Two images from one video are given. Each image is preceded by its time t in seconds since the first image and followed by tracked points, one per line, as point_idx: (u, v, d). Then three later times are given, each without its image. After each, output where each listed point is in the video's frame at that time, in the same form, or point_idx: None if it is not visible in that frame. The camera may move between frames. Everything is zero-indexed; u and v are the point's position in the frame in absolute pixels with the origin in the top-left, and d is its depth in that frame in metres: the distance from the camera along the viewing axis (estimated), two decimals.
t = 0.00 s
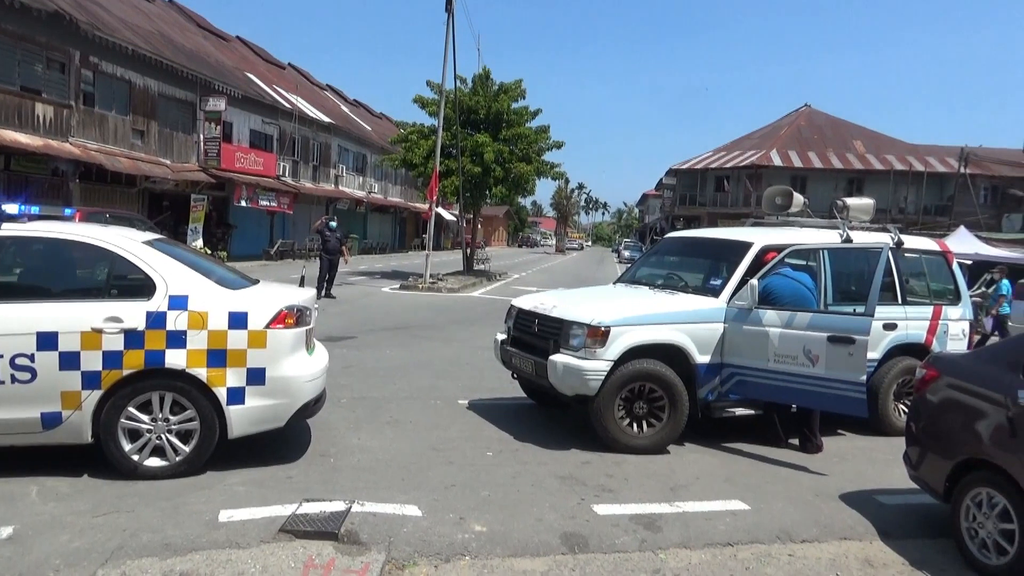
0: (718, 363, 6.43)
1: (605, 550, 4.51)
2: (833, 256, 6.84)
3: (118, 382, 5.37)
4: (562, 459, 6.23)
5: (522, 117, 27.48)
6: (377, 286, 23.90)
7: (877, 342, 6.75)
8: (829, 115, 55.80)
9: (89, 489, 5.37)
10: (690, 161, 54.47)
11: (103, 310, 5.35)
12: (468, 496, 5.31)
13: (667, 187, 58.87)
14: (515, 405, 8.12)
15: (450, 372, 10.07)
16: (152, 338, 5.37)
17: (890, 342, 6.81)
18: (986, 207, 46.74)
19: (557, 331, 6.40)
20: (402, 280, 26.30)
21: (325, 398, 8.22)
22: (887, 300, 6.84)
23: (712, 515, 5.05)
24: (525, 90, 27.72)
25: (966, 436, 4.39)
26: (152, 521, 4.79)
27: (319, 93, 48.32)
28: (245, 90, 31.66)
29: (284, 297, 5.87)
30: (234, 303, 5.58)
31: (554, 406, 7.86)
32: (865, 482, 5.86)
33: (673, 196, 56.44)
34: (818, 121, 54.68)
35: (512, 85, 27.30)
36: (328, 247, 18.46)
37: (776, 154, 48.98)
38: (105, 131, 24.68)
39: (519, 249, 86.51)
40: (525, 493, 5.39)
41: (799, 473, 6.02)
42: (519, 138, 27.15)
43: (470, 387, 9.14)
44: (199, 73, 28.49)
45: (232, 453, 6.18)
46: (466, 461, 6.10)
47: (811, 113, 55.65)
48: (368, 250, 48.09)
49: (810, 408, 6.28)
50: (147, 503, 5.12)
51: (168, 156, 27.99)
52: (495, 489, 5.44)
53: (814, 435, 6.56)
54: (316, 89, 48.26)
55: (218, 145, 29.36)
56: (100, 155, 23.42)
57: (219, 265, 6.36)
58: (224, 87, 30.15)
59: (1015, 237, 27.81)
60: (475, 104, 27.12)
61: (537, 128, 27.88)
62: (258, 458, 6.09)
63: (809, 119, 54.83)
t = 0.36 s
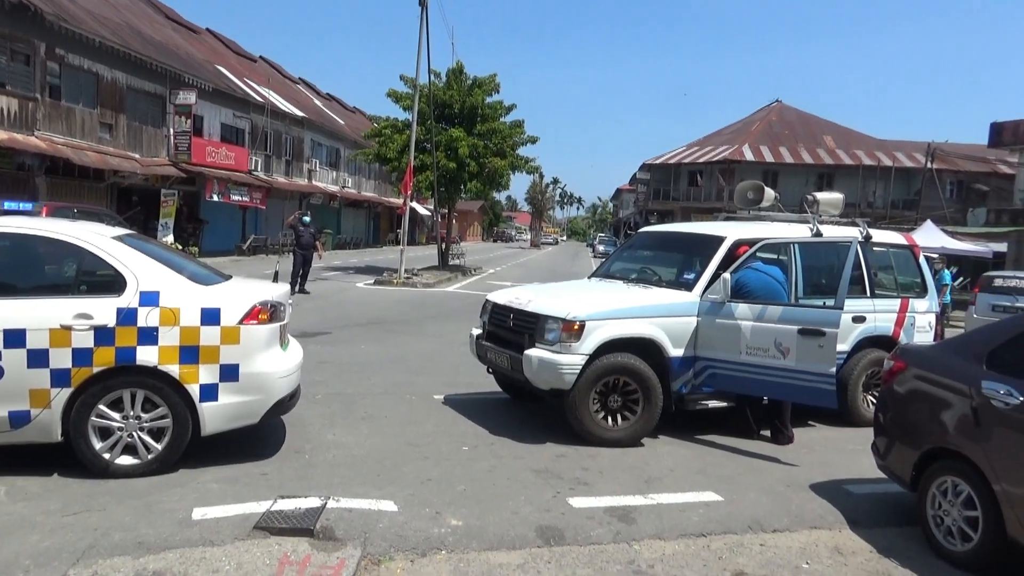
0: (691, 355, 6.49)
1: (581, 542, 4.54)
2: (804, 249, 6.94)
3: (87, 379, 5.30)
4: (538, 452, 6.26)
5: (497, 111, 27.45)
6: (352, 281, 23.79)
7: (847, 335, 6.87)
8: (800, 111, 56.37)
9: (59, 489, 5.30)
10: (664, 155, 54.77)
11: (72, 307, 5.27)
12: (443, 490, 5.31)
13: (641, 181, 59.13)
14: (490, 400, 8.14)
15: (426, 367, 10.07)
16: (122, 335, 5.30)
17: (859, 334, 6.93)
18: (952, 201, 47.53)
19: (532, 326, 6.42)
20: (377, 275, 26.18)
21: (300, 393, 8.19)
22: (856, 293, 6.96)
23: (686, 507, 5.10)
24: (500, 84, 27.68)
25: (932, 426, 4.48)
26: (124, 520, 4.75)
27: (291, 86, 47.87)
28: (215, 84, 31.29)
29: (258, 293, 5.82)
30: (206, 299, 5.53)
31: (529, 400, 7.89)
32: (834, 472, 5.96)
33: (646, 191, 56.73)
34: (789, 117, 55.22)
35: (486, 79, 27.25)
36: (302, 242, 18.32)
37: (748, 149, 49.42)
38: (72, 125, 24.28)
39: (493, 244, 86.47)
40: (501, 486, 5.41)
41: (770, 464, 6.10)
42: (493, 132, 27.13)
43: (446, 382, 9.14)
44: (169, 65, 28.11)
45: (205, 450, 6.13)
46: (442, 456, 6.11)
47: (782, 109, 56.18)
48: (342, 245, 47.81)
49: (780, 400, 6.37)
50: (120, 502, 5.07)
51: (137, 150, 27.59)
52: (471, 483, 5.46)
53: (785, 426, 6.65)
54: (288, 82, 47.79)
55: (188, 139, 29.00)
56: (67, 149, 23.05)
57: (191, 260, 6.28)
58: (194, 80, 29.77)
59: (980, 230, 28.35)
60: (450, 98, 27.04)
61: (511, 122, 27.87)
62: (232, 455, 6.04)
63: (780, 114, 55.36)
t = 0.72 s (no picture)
0: (666, 354, 6.53)
1: (555, 540, 4.56)
2: (777, 249, 7.00)
3: (56, 379, 5.22)
4: (512, 450, 6.26)
5: (474, 109, 27.42)
6: (328, 279, 23.64)
7: (819, 333, 6.96)
8: (775, 111, 56.88)
9: (27, 490, 5.21)
10: (641, 154, 55.02)
11: (40, 306, 5.19)
12: (418, 489, 5.30)
13: (618, 180, 59.37)
14: (466, 398, 8.13)
15: (402, 365, 10.03)
16: (92, 333, 5.23)
17: (831, 333, 7.02)
18: (923, 201, 48.24)
19: (507, 324, 6.42)
20: (353, 273, 26.03)
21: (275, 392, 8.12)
22: (827, 292, 7.05)
23: (659, 504, 5.14)
24: (477, 81, 27.64)
25: (900, 423, 4.55)
26: (93, 521, 4.68)
27: (267, 81, 47.43)
28: (189, 78, 30.93)
29: (230, 291, 5.76)
30: (178, 297, 5.46)
31: (505, 398, 7.89)
32: (806, 468, 6.03)
33: (623, 189, 56.98)
34: (764, 116, 55.67)
35: (464, 77, 27.21)
36: (277, 239, 18.15)
37: (724, 148, 49.79)
38: (42, 119, 23.89)
39: (471, 241, 86.35)
40: (475, 485, 5.40)
41: (743, 461, 6.15)
42: (471, 130, 27.09)
43: (422, 380, 9.11)
44: (142, 59, 27.75)
45: (177, 450, 6.07)
46: (417, 455, 6.10)
47: (757, 108, 56.66)
48: (318, 243, 47.50)
49: (753, 398, 6.43)
50: (89, 502, 5.00)
51: (109, 145, 27.20)
52: (446, 482, 5.46)
53: (757, 424, 6.71)
54: (264, 78, 47.38)
55: (161, 134, 28.63)
56: (37, 143, 22.67)
57: (163, 258, 6.20)
58: (168, 74, 29.40)
59: (949, 230, 28.81)
60: (427, 95, 26.97)
61: (489, 120, 27.84)
62: (204, 455, 5.99)
63: (756, 114, 55.83)
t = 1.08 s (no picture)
0: (636, 357, 6.57)
1: (524, 543, 4.57)
2: (745, 252, 7.08)
3: (18, 384, 5.14)
4: (483, 454, 6.26)
5: (449, 112, 27.40)
6: (301, 282, 23.47)
7: (785, 336, 7.05)
8: (747, 116, 57.45)
9: None
10: (616, 158, 55.28)
11: (4, 310, 5.11)
12: (387, 494, 5.28)
13: (593, 184, 59.61)
14: (438, 402, 8.11)
15: (374, 369, 9.98)
16: (56, 338, 5.15)
17: (797, 335, 7.12)
18: (891, 206, 49.00)
19: (478, 327, 6.43)
20: (326, 276, 25.85)
21: (244, 397, 8.04)
22: (794, 295, 7.14)
23: (629, 506, 5.17)
24: (452, 85, 27.62)
25: (863, 423, 4.62)
26: (55, 529, 4.61)
27: (240, 83, 46.98)
28: (160, 80, 30.60)
29: (198, 295, 5.70)
30: (144, 301, 5.39)
31: (477, 401, 7.89)
32: (773, 469, 6.10)
33: (598, 193, 57.19)
34: (737, 121, 56.19)
35: (439, 80, 27.17)
36: (249, 242, 17.97)
37: (698, 153, 50.19)
38: (8, 119, 23.51)
39: (446, 245, 86.17)
40: (444, 489, 5.40)
41: (711, 462, 6.21)
42: (446, 134, 27.06)
43: (394, 384, 9.07)
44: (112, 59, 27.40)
45: (144, 456, 6.00)
46: (387, 459, 6.08)
47: (730, 114, 57.19)
48: (291, 246, 47.13)
49: (721, 400, 6.51)
50: (51, 510, 4.91)
51: (78, 147, 26.80)
52: (417, 486, 5.45)
53: (727, 426, 6.78)
54: (237, 79, 46.97)
55: (132, 136, 28.26)
56: (3, 144, 22.27)
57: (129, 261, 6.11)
58: (138, 75, 29.04)
59: (916, 234, 29.28)
60: (402, 98, 26.88)
61: (463, 123, 27.82)
62: (172, 461, 5.91)
63: (729, 119, 56.33)
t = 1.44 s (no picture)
0: (588, 361, 6.63)
1: (476, 548, 4.57)
2: (695, 257, 7.18)
3: None
4: (437, 460, 6.25)
5: (404, 117, 27.28)
6: (253, 288, 23.11)
7: (733, 339, 7.19)
8: (699, 123, 58.31)
9: None
10: (571, 164, 55.62)
11: None
12: (339, 501, 5.23)
13: (549, 189, 59.90)
14: (391, 408, 8.06)
15: (327, 376, 9.88)
16: None
17: (746, 338, 7.26)
18: (838, 212, 50.19)
19: (431, 333, 6.41)
20: (279, 282, 25.51)
21: (193, 406, 7.89)
22: (742, 299, 7.29)
23: (581, 509, 5.20)
24: (407, 90, 27.51)
25: (807, 424, 4.73)
26: None
27: (190, 86, 46.12)
28: (106, 81, 29.90)
29: (143, 302, 5.57)
30: (87, 308, 5.25)
31: (430, 408, 7.86)
32: (722, 470, 6.20)
33: (554, 198, 57.46)
34: (689, 128, 57.01)
35: (393, 85, 27.04)
36: (199, 248, 17.63)
37: (651, 159, 50.78)
38: None
39: (401, 250, 85.71)
40: (397, 495, 5.37)
41: (662, 464, 6.28)
42: (401, 138, 26.94)
43: (347, 391, 8.99)
44: (55, 60, 26.71)
45: (86, 468, 5.84)
46: (339, 466, 6.03)
47: (682, 121, 58.00)
48: (244, 252, 46.39)
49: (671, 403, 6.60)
50: None
51: (19, 150, 26.02)
52: (368, 493, 5.41)
53: (677, 428, 6.87)
54: (187, 82, 46.13)
55: (76, 139, 27.55)
56: None
57: (72, 267, 5.95)
58: (84, 77, 28.35)
59: (861, 240, 30.04)
60: (356, 103, 26.69)
61: (418, 128, 27.73)
62: (116, 473, 5.77)
63: (681, 126, 57.12)
